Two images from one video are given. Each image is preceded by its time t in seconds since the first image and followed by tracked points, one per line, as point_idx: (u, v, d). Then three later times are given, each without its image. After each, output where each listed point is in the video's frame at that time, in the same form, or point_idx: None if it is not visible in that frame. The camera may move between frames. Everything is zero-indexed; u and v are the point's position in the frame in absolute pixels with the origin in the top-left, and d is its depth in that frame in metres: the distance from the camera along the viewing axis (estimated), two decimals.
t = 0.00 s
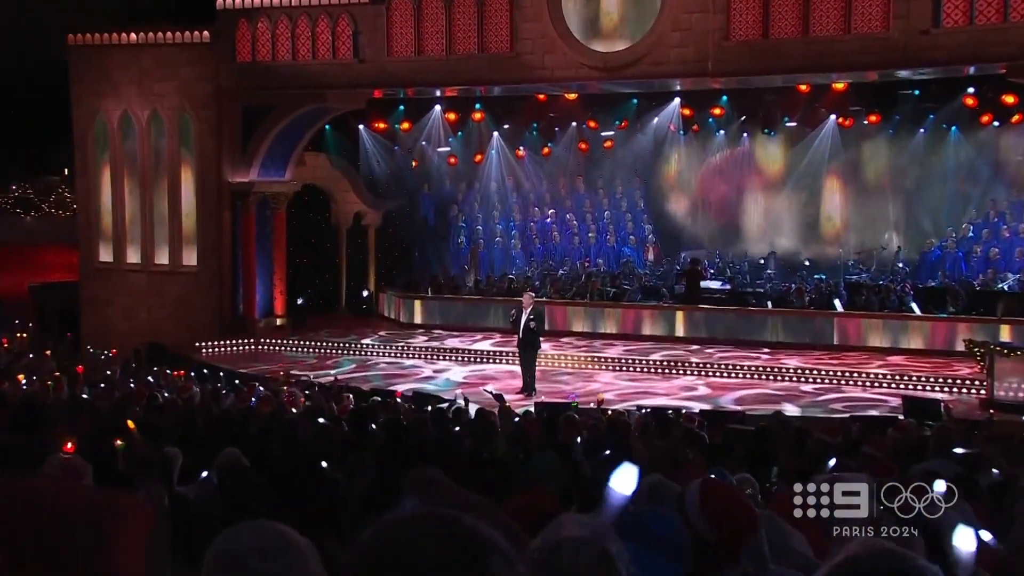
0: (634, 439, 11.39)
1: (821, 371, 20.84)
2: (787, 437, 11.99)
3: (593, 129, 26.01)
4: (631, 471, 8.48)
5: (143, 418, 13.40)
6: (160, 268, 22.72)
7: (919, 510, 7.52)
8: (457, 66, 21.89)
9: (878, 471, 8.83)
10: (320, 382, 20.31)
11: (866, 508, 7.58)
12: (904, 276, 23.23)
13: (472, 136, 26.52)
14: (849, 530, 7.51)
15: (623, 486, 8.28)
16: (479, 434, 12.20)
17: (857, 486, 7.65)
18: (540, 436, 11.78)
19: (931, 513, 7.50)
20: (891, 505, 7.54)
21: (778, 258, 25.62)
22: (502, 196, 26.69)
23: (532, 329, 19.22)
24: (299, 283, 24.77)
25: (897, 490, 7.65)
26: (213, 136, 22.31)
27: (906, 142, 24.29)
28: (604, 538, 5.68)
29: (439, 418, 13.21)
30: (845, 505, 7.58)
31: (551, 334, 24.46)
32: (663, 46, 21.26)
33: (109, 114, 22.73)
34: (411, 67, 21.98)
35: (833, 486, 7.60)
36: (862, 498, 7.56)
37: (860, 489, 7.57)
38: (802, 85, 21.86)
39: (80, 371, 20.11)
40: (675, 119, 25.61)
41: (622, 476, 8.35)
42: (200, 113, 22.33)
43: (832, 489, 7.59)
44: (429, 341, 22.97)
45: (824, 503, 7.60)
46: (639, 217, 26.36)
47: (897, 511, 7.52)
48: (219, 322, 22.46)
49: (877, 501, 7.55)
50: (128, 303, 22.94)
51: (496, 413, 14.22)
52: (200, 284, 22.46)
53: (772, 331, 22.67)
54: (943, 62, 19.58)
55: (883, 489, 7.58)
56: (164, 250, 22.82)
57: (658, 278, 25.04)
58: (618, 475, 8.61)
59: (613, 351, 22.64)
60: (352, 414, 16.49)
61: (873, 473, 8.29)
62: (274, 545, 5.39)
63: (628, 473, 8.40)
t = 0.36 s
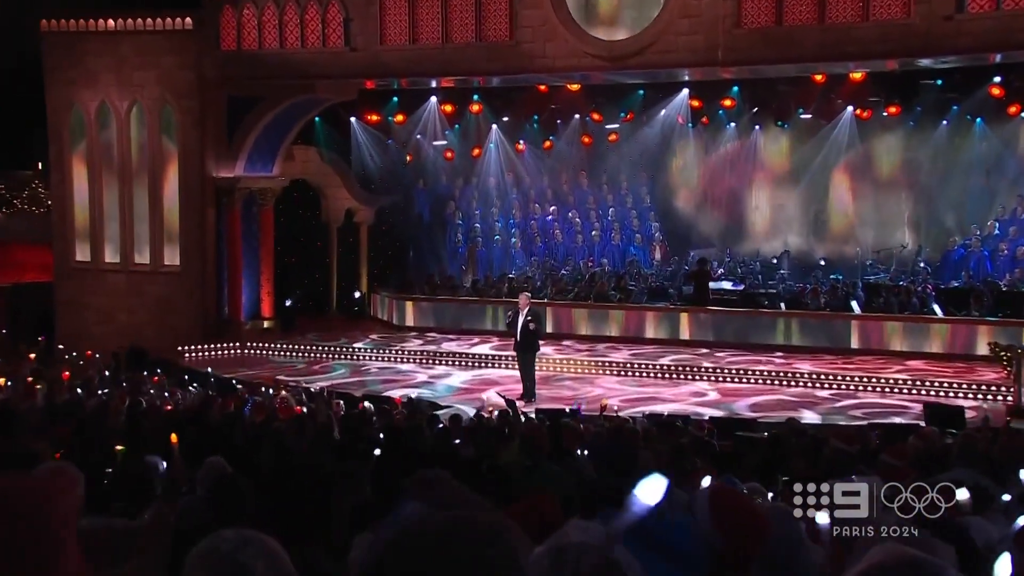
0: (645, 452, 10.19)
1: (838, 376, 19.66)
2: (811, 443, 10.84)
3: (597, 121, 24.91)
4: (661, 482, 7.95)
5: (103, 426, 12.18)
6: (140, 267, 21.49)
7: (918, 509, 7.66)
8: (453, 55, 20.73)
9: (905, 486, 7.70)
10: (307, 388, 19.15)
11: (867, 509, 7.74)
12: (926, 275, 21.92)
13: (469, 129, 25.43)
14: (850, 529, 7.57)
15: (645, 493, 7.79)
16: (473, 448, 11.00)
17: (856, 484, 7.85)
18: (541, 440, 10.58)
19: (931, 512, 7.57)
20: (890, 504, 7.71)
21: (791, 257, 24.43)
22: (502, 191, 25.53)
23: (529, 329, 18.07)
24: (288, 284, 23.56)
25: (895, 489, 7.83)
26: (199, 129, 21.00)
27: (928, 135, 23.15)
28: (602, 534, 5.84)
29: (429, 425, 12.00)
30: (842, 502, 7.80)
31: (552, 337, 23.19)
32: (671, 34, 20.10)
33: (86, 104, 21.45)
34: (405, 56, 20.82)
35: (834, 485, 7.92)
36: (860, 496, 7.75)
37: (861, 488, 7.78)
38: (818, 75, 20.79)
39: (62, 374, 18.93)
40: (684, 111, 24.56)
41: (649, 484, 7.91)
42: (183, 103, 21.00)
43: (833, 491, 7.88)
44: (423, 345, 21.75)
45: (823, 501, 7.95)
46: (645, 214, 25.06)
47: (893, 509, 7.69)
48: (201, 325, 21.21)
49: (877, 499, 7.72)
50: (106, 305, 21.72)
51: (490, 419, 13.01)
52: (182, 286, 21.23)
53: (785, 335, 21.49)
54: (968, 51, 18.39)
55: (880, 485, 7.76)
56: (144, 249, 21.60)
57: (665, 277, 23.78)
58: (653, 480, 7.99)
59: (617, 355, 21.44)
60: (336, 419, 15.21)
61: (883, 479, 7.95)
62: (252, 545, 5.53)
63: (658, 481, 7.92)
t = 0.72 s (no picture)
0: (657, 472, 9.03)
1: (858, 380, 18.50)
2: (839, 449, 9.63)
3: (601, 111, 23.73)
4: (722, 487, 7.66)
5: (51, 430, 10.98)
6: (118, 266, 20.27)
7: (918, 506, 7.36)
8: (450, 41, 19.58)
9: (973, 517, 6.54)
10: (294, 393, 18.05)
11: (867, 508, 7.42)
12: (949, 273, 20.73)
13: (467, 120, 24.30)
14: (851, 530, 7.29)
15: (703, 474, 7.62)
16: (466, 464, 9.83)
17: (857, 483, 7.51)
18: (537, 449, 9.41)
19: (934, 511, 7.32)
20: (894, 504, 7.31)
21: (806, 255, 23.26)
22: (502, 186, 24.30)
23: (529, 330, 16.78)
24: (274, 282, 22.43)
25: (899, 486, 7.38)
26: (180, 118, 19.83)
27: (952, 125, 21.88)
28: (608, 540, 5.26)
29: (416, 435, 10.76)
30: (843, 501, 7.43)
31: (552, 338, 21.93)
32: (679, 19, 18.95)
33: (61, 93, 20.24)
34: (399, 41, 19.67)
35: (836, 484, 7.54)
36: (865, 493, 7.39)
37: (860, 488, 7.43)
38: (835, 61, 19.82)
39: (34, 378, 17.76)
40: (692, 102, 23.42)
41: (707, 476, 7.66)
42: (164, 91, 19.80)
43: (833, 490, 7.57)
44: (417, 348, 20.55)
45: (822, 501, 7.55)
46: (651, 210, 23.87)
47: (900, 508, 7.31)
48: (183, 326, 20.04)
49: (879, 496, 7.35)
50: (83, 306, 20.51)
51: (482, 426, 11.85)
52: (163, 285, 20.00)
53: (800, 336, 20.34)
54: (997, 35, 17.20)
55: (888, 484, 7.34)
56: (122, 246, 20.37)
57: (673, 276, 22.60)
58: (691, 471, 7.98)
59: (624, 358, 20.28)
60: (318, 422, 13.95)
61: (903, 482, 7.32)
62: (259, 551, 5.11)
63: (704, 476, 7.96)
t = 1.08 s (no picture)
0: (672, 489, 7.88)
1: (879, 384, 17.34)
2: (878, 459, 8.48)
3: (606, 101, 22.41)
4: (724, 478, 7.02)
5: None
6: (94, 263, 19.27)
7: (919, 509, 6.88)
8: (446, 26, 18.46)
9: None
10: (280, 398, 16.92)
11: (867, 510, 6.98)
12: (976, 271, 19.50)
13: (466, 108, 22.98)
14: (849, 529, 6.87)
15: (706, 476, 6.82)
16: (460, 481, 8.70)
17: (858, 482, 7.11)
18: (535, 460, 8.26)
19: (937, 515, 6.83)
20: (895, 505, 6.89)
21: (824, 253, 21.85)
22: (501, 180, 23.09)
23: (530, 331, 15.69)
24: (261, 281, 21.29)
25: (899, 488, 6.95)
26: (159, 109, 18.66)
27: (979, 115, 20.51)
28: (617, 549, 4.78)
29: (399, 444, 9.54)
30: (842, 501, 7.03)
31: (552, 341, 20.77)
32: (689, 2, 17.81)
33: (33, 81, 19.26)
34: (392, 27, 18.57)
35: (835, 483, 7.16)
36: (865, 493, 7.00)
37: (861, 486, 7.01)
38: (855, 47, 18.68)
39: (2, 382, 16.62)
40: (702, 90, 22.09)
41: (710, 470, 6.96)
42: (143, 79, 18.69)
43: (831, 489, 7.12)
44: (412, 351, 19.38)
45: (821, 501, 7.18)
46: (658, 205, 22.60)
47: (899, 509, 6.88)
48: (163, 327, 18.99)
49: (880, 497, 6.96)
50: (57, 305, 19.48)
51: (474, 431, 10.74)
52: (142, 284, 19.07)
53: (819, 339, 19.11)
54: None
55: (888, 484, 6.92)
56: (98, 242, 19.39)
57: (682, 275, 21.49)
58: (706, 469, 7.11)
59: (631, 361, 19.10)
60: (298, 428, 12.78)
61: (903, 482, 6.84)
62: (274, 561, 4.56)
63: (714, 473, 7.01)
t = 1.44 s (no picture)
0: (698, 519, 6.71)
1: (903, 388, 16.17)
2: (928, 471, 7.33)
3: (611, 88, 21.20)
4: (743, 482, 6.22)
5: None
6: (67, 260, 17.95)
7: (916, 509, 6.76)
8: (442, 7, 17.32)
9: None
10: (262, 404, 15.72)
11: (866, 509, 6.71)
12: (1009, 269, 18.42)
13: (462, 97, 21.93)
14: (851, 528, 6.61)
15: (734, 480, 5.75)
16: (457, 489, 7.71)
17: (857, 484, 6.86)
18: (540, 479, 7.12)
19: (933, 516, 6.67)
20: (895, 505, 6.72)
21: (842, 249, 20.45)
22: (500, 173, 21.91)
23: (531, 332, 14.55)
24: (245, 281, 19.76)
25: (896, 488, 6.83)
26: (137, 97, 17.53)
27: (1011, 101, 18.97)
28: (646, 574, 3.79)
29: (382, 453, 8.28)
30: (841, 499, 6.76)
31: (553, 342, 19.56)
32: None
33: None
34: (384, 8, 17.43)
35: (833, 484, 6.90)
36: (865, 493, 6.74)
37: (861, 487, 6.76)
38: (877, 30, 17.51)
39: None
40: (713, 77, 20.86)
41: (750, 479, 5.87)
42: (117, 64, 17.51)
43: (830, 489, 6.85)
44: (405, 353, 18.19)
45: (820, 501, 6.87)
46: (667, 199, 21.37)
47: (899, 509, 6.72)
48: (142, 327, 17.83)
49: (880, 498, 6.77)
50: (27, 306, 18.13)
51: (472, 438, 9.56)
52: (120, 282, 17.73)
53: (841, 342, 17.84)
54: None
55: (888, 484, 6.78)
56: (72, 237, 18.02)
57: (692, 273, 20.31)
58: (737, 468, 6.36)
59: (639, 364, 17.93)
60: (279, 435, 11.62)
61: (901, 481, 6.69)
62: (273, 567, 4.00)
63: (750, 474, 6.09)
